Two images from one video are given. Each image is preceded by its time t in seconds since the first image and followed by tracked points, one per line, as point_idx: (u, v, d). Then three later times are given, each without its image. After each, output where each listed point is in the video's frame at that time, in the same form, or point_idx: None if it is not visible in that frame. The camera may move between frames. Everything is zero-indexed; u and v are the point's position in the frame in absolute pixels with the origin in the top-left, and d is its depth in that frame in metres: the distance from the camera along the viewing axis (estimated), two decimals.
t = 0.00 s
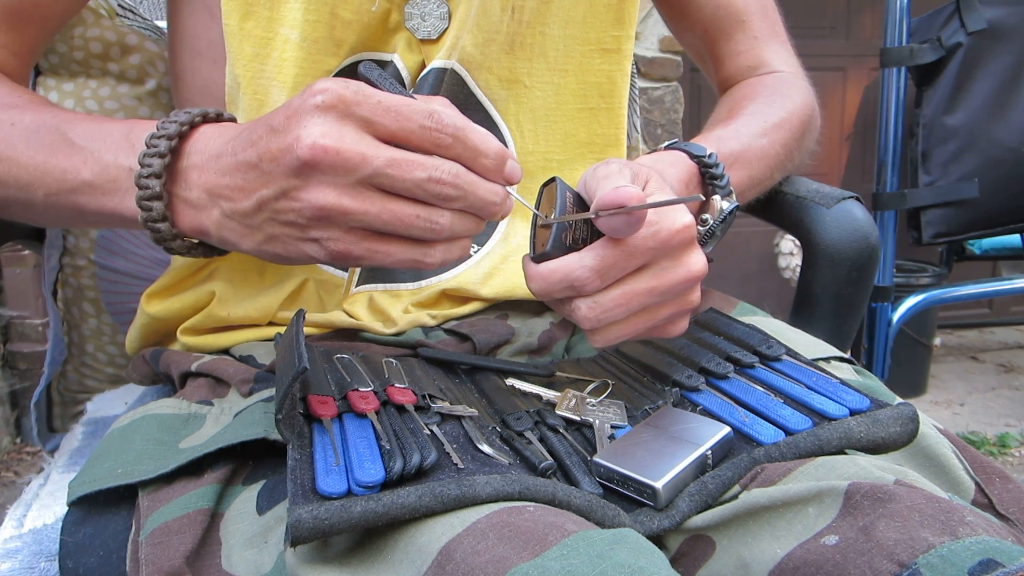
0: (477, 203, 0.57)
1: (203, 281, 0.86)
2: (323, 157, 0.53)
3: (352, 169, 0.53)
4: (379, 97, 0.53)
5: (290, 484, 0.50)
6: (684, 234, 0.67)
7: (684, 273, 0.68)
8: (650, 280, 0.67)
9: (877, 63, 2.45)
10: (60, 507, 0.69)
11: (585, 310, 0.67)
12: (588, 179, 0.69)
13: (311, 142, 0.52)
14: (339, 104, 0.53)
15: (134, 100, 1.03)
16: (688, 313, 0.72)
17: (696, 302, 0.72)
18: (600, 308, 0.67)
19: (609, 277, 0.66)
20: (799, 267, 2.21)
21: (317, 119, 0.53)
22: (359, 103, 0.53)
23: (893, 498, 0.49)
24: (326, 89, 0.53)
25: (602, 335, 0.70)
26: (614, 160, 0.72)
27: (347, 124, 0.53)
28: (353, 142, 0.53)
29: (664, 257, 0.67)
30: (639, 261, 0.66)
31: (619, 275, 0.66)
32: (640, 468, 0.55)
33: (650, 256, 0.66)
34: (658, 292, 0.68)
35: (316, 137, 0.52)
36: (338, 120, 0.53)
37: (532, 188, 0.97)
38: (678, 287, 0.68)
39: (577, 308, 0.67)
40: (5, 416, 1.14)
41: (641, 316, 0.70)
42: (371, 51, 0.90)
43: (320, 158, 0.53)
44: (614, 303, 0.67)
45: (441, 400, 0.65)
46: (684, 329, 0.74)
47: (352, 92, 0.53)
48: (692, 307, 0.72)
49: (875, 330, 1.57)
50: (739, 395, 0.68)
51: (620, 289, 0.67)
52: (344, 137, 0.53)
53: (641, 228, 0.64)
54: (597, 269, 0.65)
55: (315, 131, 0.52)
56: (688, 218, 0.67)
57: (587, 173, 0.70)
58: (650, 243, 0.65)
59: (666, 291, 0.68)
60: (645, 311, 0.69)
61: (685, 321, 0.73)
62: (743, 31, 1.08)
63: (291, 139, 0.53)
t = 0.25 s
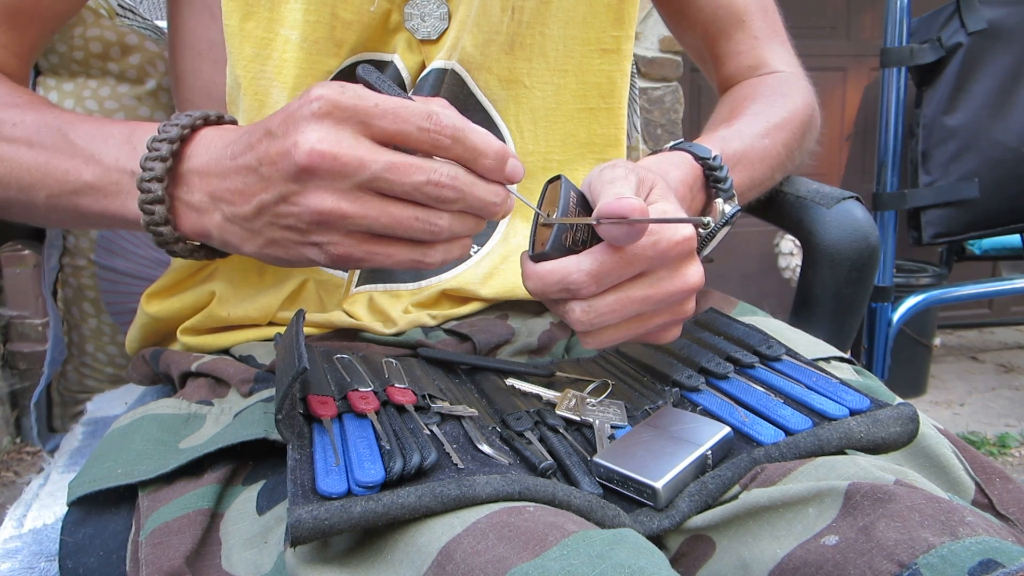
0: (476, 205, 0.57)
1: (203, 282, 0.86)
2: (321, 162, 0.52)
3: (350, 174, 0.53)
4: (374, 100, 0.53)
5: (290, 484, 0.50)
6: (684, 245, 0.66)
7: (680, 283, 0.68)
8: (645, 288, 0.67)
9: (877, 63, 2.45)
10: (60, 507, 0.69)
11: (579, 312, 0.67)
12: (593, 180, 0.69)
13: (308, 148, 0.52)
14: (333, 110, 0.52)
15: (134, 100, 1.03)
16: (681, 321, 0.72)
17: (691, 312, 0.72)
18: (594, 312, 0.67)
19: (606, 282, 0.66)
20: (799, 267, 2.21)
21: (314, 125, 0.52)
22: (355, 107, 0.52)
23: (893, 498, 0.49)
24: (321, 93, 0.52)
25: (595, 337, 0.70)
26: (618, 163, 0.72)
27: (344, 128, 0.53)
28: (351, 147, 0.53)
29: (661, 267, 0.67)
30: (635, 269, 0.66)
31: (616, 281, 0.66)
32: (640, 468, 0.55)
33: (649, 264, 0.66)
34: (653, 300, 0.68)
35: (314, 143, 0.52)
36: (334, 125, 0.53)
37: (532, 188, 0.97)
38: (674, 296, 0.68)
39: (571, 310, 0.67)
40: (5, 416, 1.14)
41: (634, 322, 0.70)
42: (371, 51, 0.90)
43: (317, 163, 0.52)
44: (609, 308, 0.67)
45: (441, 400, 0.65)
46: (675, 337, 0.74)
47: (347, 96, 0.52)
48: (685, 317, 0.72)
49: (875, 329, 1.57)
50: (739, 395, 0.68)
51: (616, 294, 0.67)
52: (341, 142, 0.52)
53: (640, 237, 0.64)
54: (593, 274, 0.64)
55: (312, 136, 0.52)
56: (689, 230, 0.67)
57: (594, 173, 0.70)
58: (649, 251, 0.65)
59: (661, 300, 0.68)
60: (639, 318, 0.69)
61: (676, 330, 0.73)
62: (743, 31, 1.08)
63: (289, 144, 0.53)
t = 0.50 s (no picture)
0: (470, 207, 0.57)
1: (203, 282, 0.86)
2: (312, 167, 0.52)
3: (341, 178, 0.53)
4: (362, 100, 0.51)
5: (290, 484, 0.50)
6: (686, 249, 0.67)
7: (682, 287, 0.68)
8: (648, 291, 0.67)
9: (877, 63, 2.45)
10: (61, 507, 0.69)
11: (580, 315, 0.67)
12: (597, 181, 0.69)
13: (298, 153, 0.51)
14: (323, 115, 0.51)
15: (134, 100, 1.03)
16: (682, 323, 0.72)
17: (693, 314, 0.72)
18: (595, 314, 0.67)
19: (607, 285, 0.66)
20: (799, 268, 2.21)
21: (305, 130, 0.51)
22: (343, 110, 0.51)
23: (893, 498, 0.49)
24: (310, 98, 0.51)
25: (596, 340, 0.70)
26: (621, 166, 0.72)
27: (333, 133, 0.51)
28: (342, 151, 0.52)
29: (663, 270, 0.67)
30: (637, 272, 0.66)
31: (618, 284, 0.66)
32: (640, 468, 0.55)
33: (653, 267, 0.66)
34: (654, 303, 0.68)
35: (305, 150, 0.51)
36: (323, 130, 0.51)
37: (532, 188, 0.97)
38: (676, 300, 0.68)
39: (572, 312, 0.67)
40: (5, 415, 1.15)
41: (636, 325, 0.70)
42: (371, 51, 0.90)
43: (308, 167, 0.52)
44: (611, 311, 0.67)
45: (441, 400, 0.65)
46: (676, 339, 0.74)
47: (335, 99, 0.51)
48: (687, 320, 0.72)
49: (875, 330, 1.57)
50: (739, 395, 0.68)
51: (617, 298, 0.67)
52: (331, 146, 0.51)
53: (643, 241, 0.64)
54: (595, 277, 0.64)
55: (303, 141, 0.51)
56: (691, 233, 0.67)
57: (597, 175, 0.70)
58: (651, 254, 0.65)
59: (662, 303, 0.68)
60: (640, 320, 0.69)
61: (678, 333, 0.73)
62: (743, 31, 1.08)
63: (279, 148, 0.53)
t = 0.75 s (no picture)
0: (458, 184, 0.56)
1: (203, 282, 0.86)
2: (305, 118, 0.53)
3: (334, 132, 0.53)
4: (365, 65, 0.54)
5: (289, 484, 0.50)
6: (688, 223, 0.67)
7: (693, 262, 0.68)
8: (660, 272, 0.67)
9: (877, 63, 2.45)
10: (60, 508, 0.69)
11: (600, 312, 0.67)
12: (585, 183, 0.68)
13: (293, 102, 0.52)
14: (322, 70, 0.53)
15: (134, 100, 1.03)
16: (699, 305, 0.72)
17: (710, 292, 0.72)
18: (614, 308, 0.67)
19: (619, 275, 0.66)
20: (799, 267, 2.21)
21: (304, 83, 0.53)
22: (346, 69, 0.53)
23: (892, 498, 0.49)
24: (313, 57, 0.54)
25: (617, 336, 0.70)
26: (609, 163, 0.72)
27: (331, 89, 0.53)
28: (337, 107, 0.53)
29: (670, 250, 0.67)
30: (646, 257, 0.66)
31: (630, 272, 0.67)
32: (639, 468, 0.55)
33: (657, 251, 0.66)
34: (668, 284, 0.68)
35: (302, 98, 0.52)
36: (323, 85, 0.53)
37: (531, 188, 0.97)
38: (689, 278, 0.68)
39: (591, 311, 0.67)
40: (5, 416, 1.15)
41: (656, 312, 0.70)
42: (370, 51, 0.90)
43: (302, 118, 0.52)
44: (627, 302, 0.67)
45: (440, 400, 0.65)
46: (697, 323, 0.75)
47: (338, 60, 0.54)
48: (705, 298, 0.72)
49: (875, 329, 1.57)
50: (738, 395, 0.68)
51: (631, 287, 0.67)
52: (327, 101, 0.53)
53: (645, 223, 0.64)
54: (606, 269, 0.65)
55: (300, 92, 0.52)
56: (690, 209, 0.67)
57: (584, 177, 0.70)
58: (656, 238, 0.65)
59: (677, 283, 0.68)
60: (659, 306, 0.69)
61: (699, 314, 0.74)
62: (742, 31, 1.08)
63: (276, 102, 0.53)
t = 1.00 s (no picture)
0: (456, 181, 0.56)
1: (203, 282, 0.86)
2: (304, 112, 0.53)
3: (333, 127, 0.53)
4: (364, 63, 0.55)
5: (289, 484, 0.50)
6: (687, 215, 0.67)
7: (693, 255, 0.68)
8: (661, 266, 0.68)
9: (877, 62, 2.45)
10: (60, 508, 0.69)
11: (601, 306, 0.67)
12: (583, 180, 0.68)
13: (292, 97, 0.52)
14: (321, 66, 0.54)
15: (133, 100, 1.03)
16: (699, 298, 0.72)
17: (710, 285, 0.72)
18: (615, 302, 0.67)
19: (620, 269, 0.66)
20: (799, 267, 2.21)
21: (303, 78, 0.53)
22: (345, 66, 0.54)
23: (892, 497, 0.49)
24: (312, 54, 0.54)
25: (620, 331, 0.70)
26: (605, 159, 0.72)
27: (330, 85, 0.53)
28: (335, 102, 0.53)
29: (671, 242, 0.68)
30: (647, 250, 0.66)
31: (630, 266, 0.67)
32: (639, 468, 0.55)
33: (658, 242, 0.67)
34: (670, 277, 0.68)
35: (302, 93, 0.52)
36: (322, 80, 0.53)
37: (531, 188, 0.97)
38: (689, 270, 0.68)
39: (593, 305, 0.67)
40: (5, 416, 1.14)
41: (658, 304, 0.70)
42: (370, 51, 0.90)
43: (301, 112, 0.52)
44: (629, 295, 0.67)
45: (440, 399, 0.65)
46: (700, 318, 0.75)
47: (337, 57, 0.54)
48: (707, 291, 0.72)
49: (875, 329, 1.57)
50: (738, 394, 0.68)
51: (633, 280, 0.67)
52: (326, 95, 0.53)
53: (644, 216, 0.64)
54: (606, 262, 0.65)
55: (299, 87, 0.53)
56: (689, 200, 0.67)
57: (582, 175, 0.69)
58: (656, 230, 0.66)
59: (677, 276, 0.68)
60: (660, 300, 0.70)
61: (702, 307, 0.74)
62: (741, 30, 1.08)
63: (274, 98, 0.54)
